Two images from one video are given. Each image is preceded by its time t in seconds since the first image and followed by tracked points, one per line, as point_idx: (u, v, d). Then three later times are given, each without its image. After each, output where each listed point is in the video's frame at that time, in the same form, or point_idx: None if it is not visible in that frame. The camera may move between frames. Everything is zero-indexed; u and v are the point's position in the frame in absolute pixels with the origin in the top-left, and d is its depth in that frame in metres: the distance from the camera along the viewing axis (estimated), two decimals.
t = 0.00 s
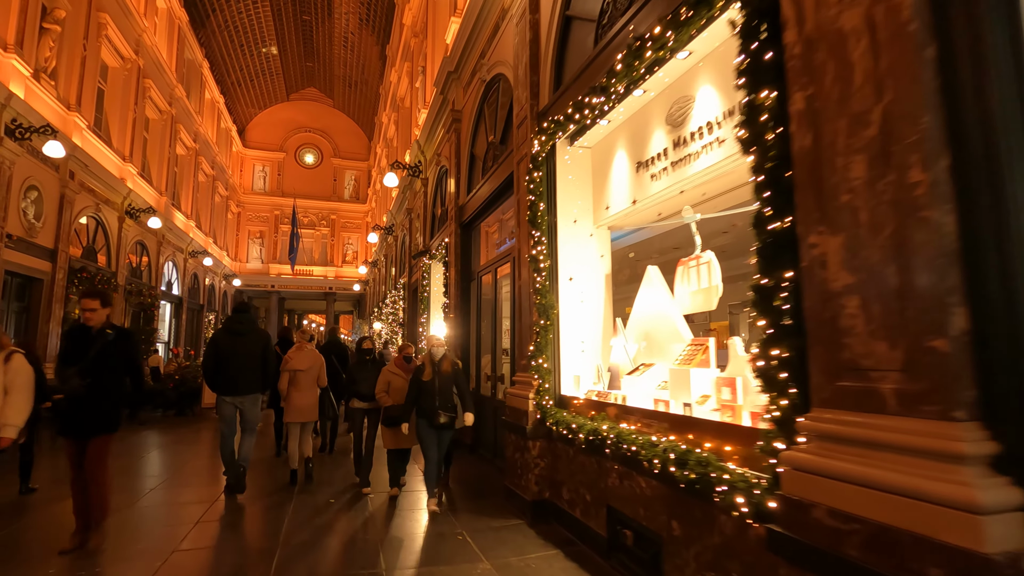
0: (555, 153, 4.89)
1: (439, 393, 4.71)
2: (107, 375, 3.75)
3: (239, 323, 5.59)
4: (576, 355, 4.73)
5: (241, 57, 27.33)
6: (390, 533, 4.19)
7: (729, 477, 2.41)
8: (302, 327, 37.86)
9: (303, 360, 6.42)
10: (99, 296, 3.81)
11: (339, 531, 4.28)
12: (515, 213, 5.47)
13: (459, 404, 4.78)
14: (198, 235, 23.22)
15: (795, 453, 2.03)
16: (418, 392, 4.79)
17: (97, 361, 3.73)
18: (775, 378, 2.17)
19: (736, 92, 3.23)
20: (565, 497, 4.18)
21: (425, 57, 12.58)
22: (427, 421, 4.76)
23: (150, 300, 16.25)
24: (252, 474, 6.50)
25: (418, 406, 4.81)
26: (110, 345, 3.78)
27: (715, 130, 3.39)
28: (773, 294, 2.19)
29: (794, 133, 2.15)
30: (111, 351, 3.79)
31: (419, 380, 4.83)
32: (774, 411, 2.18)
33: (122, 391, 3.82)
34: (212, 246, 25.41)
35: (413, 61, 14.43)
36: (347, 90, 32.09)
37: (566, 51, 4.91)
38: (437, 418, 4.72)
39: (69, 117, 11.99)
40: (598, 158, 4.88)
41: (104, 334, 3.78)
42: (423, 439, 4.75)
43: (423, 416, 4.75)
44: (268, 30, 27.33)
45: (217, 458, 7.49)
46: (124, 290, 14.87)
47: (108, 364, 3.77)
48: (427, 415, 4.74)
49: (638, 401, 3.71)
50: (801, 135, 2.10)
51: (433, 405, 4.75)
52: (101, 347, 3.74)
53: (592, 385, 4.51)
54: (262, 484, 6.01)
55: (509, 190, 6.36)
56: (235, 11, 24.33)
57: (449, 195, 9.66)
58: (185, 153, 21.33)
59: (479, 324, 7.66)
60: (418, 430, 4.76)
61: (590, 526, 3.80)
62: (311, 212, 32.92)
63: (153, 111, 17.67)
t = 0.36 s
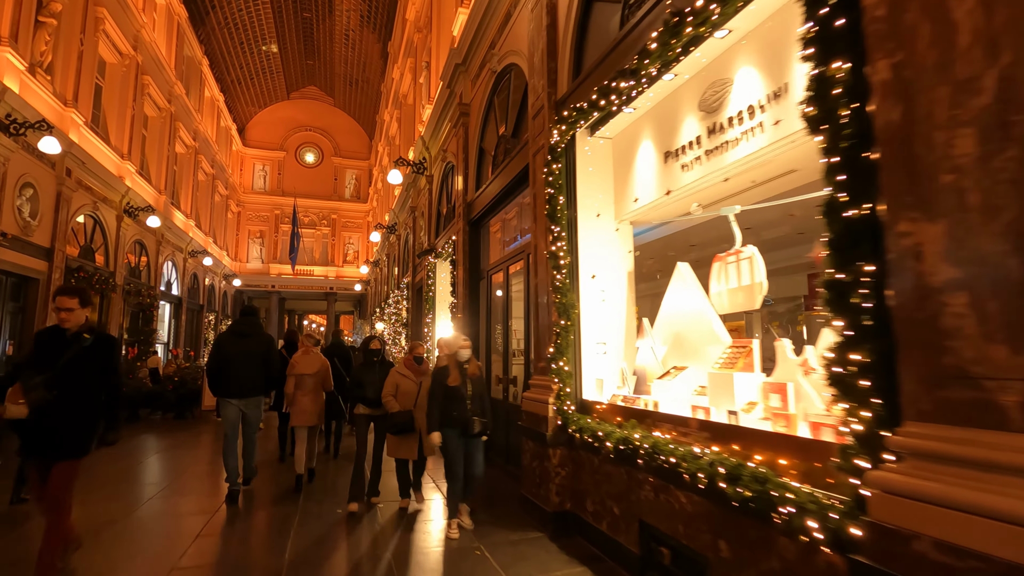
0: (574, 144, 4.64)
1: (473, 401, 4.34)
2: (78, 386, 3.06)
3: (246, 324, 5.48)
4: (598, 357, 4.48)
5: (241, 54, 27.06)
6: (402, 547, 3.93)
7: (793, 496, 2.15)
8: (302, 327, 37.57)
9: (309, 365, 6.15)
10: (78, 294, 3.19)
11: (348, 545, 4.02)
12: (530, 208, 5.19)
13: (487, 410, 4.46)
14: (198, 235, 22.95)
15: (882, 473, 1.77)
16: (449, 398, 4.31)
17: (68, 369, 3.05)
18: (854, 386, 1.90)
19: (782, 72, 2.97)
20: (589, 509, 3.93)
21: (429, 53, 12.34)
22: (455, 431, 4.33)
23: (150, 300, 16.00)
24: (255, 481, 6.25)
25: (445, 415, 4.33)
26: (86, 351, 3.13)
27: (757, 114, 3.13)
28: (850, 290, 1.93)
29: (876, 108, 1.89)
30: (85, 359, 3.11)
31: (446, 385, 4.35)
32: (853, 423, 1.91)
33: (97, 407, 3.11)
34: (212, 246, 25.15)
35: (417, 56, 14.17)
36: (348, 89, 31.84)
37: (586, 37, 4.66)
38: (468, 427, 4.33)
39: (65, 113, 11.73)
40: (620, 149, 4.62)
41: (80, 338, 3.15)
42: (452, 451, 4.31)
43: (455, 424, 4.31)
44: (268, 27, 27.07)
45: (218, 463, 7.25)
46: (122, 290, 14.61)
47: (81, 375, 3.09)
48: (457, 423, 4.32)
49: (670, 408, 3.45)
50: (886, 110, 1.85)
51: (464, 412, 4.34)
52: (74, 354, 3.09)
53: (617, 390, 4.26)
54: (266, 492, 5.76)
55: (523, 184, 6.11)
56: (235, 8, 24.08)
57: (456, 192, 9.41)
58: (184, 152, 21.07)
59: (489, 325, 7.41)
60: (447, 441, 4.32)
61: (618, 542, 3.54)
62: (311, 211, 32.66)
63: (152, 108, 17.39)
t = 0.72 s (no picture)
0: (592, 134, 4.42)
1: (517, 412, 3.60)
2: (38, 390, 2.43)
3: (250, 327, 5.75)
4: (617, 358, 4.25)
5: (241, 52, 26.82)
6: (412, 560, 3.70)
7: (861, 513, 1.92)
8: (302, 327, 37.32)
9: (319, 363, 6.24)
10: (44, 277, 2.61)
11: (355, 557, 3.79)
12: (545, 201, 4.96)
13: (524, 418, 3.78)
14: (197, 234, 22.70)
15: (981, 492, 1.54)
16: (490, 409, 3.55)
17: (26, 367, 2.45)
18: (942, 393, 1.67)
19: (829, 50, 2.75)
20: (611, 520, 3.71)
21: (432, 48, 12.14)
22: (496, 446, 3.58)
23: (147, 300, 15.75)
24: (256, 487, 6.01)
25: (486, 428, 3.58)
26: (49, 346, 2.51)
27: (799, 97, 2.91)
28: (937, 283, 1.69)
29: (969, 76, 1.66)
30: (50, 356, 2.50)
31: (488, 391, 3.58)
32: (939, 434, 1.68)
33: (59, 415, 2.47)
34: (211, 246, 24.91)
35: (420, 52, 13.95)
36: (347, 87, 31.61)
37: (604, 23, 4.46)
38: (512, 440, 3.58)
39: (61, 108, 11.50)
40: (640, 139, 4.40)
41: (46, 331, 2.55)
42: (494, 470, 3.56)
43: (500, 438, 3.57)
44: (268, 25, 26.85)
45: (217, 468, 7.01)
46: (119, 290, 14.39)
47: (42, 375, 2.47)
48: (499, 437, 3.58)
49: (703, 413, 3.22)
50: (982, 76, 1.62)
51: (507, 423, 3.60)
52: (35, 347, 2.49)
53: (639, 393, 4.04)
54: (267, 499, 5.53)
55: (535, 179, 5.90)
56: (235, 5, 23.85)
57: (461, 188, 9.19)
58: (183, 150, 20.84)
59: (497, 325, 7.19)
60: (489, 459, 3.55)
61: (646, 556, 3.31)
62: (311, 211, 32.40)
63: (150, 105, 17.15)
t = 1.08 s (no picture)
0: (612, 118, 4.14)
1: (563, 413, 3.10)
2: None
3: (250, 325, 5.75)
4: (639, 357, 3.99)
5: (239, 48, 26.54)
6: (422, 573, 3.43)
7: (960, 538, 1.65)
8: (302, 326, 37.05)
9: (317, 363, 6.00)
10: None
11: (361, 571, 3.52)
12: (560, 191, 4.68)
13: (573, 425, 3.22)
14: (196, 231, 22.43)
15: None
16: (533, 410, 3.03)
17: None
18: None
19: (891, 14, 2.49)
20: (636, 531, 3.44)
21: (436, 39, 11.86)
22: (538, 455, 3.01)
23: (144, 298, 15.46)
24: (256, 491, 5.75)
25: (524, 434, 3.02)
26: None
27: (853, 68, 2.64)
28: None
29: None
30: None
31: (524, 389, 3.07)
32: None
33: None
34: (210, 244, 24.63)
35: (422, 44, 13.67)
36: (347, 83, 31.29)
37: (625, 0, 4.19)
38: (556, 448, 3.05)
39: (55, 101, 11.23)
40: (663, 123, 4.11)
41: None
42: (536, 484, 2.94)
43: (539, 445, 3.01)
44: (267, 20, 26.55)
45: (215, 470, 6.74)
46: (116, 287, 14.13)
47: None
48: (542, 445, 3.00)
49: (741, 417, 2.94)
50: None
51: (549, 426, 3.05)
52: None
53: (664, 394, 3.76)
54: (267, 504, 5.26)
55: (546, 169, 5.64)
56: None
57: (467, 182, 8.92)
58: (181, 146, 20.55)
59: (505, 322, 6.92)
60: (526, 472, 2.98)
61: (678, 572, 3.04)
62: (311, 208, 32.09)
63: (147, 100, 16.86)
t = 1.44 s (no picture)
0: (636, 106, 3.90)
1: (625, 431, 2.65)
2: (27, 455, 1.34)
3: (249, 326, 5.51)
4: (665, 359, 3.74)
5: (239, 46, 26.30)
6: None
7: None
8: (302, 327, 36.76)
9: (316, 364, 6.22)
10: None
11: None
12: (578, 184, 4.43)
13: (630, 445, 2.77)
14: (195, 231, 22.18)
15: None
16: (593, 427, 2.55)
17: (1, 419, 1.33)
18: None
19: None
20: (667, 548, 3.20)
21: (439, 35, 11.62)
22: (603, 483, 2.55)
23: (143, 299, 15.21)
24: (258, 499, 5.50)
25: (586, 458, 2.52)
26: None
27: (917, 43, 2.38)
28: None
29: None
30: None
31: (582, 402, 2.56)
32: None
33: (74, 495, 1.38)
34: (209, 244, 24.38)
35: (425, 40, 13.42)
36: (348, 82, 31.06)
37: None
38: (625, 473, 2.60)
39: (50, 97, 10.98)
40: (689, 112, 3.88)
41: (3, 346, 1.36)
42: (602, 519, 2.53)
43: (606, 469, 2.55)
44: (267, 18, 26.33)
45: (215, 476, 6.50)
46: (113, 287, 13.87)
47: None
48: (609, 470, 2.55)
49: (789, 427, 2.69)
50: None
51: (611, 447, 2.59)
52: None
53: (694, 400, 3.52)
54: (269, 514, 5.02)
55: (560, 163, 5.41)
56: None
57: (472, 179, 8.69)
58: (181, 145, 20.30)
59: (515, 322, 6.67)
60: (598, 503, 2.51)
61: None
62: (311, 208, 31.83)
63: (146, 98, 16.61)
